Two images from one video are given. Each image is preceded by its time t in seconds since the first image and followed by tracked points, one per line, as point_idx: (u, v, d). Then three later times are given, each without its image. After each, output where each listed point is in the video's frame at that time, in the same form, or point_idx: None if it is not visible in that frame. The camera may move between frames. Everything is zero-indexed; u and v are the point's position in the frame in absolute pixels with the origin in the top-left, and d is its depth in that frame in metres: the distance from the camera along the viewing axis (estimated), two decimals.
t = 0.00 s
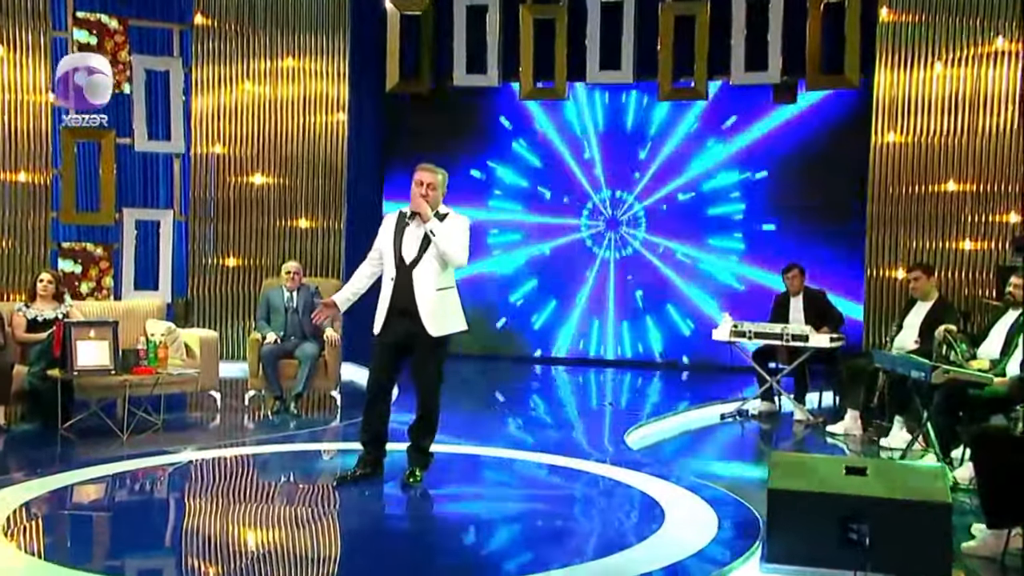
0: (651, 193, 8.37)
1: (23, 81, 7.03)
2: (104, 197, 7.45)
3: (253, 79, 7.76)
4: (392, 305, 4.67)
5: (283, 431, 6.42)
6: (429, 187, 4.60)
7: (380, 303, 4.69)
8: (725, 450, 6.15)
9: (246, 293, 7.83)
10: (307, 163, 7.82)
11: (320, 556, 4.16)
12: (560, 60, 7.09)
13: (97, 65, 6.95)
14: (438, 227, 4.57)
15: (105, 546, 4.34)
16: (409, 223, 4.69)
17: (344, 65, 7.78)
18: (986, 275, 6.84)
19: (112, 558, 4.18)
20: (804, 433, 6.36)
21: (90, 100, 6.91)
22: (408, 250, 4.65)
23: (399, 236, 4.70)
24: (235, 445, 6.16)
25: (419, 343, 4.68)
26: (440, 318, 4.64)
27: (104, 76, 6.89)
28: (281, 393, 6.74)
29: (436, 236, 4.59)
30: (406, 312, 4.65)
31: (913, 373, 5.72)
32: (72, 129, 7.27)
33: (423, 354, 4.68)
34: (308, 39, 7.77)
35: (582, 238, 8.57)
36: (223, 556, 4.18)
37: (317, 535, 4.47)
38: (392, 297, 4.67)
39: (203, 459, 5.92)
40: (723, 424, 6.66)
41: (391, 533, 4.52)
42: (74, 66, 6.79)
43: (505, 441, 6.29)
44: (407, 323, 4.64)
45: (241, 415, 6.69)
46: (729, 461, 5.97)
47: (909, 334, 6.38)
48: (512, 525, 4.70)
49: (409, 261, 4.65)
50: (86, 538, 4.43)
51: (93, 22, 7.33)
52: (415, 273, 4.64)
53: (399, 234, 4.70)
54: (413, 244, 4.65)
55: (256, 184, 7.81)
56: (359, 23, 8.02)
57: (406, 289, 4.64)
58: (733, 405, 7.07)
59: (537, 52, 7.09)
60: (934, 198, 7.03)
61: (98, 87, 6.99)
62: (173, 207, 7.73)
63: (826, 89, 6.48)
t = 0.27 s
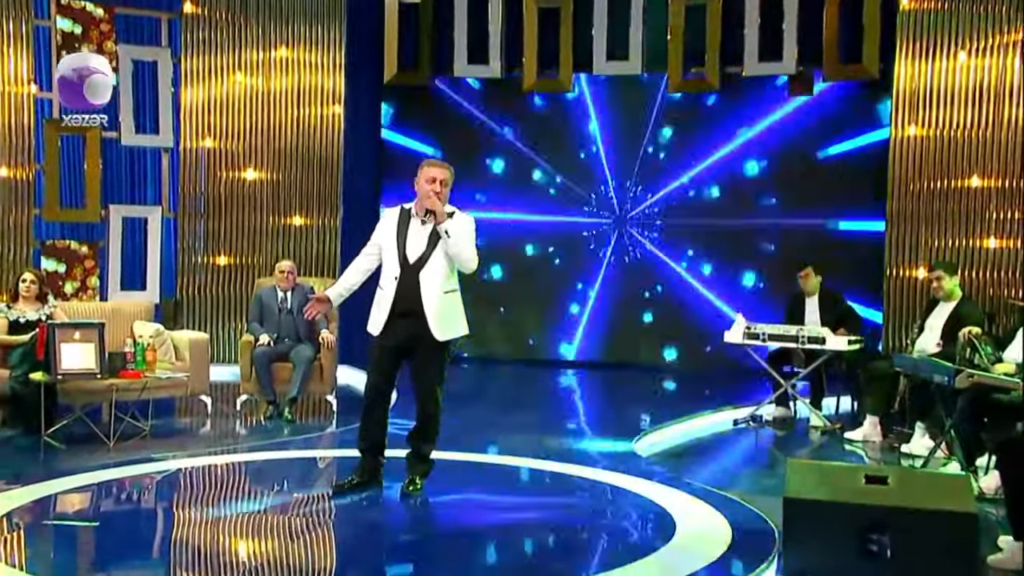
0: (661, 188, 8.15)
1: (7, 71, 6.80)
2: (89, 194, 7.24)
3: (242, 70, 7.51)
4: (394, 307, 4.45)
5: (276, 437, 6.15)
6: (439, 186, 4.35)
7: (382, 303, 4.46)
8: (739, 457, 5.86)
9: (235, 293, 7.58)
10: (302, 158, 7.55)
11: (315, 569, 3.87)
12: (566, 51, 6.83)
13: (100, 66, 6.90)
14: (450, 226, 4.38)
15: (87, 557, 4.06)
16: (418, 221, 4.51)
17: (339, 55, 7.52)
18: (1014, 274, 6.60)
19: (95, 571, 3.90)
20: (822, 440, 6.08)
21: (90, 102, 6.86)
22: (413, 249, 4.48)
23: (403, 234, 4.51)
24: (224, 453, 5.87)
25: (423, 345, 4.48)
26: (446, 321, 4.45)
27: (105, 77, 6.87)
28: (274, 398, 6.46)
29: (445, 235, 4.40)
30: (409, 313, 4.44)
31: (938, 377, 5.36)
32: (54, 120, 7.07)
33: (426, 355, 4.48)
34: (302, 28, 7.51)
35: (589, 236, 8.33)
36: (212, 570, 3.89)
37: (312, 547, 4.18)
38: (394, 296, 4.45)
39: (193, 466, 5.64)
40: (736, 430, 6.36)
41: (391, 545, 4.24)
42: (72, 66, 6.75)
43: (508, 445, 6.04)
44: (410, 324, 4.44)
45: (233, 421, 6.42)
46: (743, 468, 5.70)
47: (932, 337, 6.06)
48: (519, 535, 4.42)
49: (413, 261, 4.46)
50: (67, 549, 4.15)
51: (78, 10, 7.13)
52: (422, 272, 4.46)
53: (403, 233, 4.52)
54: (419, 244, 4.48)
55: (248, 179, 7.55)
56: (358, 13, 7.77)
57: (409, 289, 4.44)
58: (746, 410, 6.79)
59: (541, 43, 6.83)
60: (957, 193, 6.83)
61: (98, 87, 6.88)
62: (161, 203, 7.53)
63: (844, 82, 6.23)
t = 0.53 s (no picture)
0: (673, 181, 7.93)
1: None
2: (71, 188, 7.01)
3: (233, 58, 7.26)
4: (397, 307, 4.23)
5: (268, 445, 5.83)
6: (444, 179, 4.18)
7: (383, 304, 4.24)
8: (757, 465, 5.54)
9: (225, 292, 7.30)
10: (295, 152, 7.26)
11: None
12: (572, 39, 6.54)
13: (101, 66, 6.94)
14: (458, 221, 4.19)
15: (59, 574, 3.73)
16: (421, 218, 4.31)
17: (335, 43, 7.22)
18: None
19: None
20: (844, 447, 5.76)
21: (91, 103, 6.96)
22: (418, 247, 4.27)
23: (407, 231, 4.30)
24: (213, 461, 5.55)
25: (427, 347, 4.26)
26: (453, 322, 4.25)
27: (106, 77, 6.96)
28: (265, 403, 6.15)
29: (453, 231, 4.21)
30: (412, 313, 4.24)
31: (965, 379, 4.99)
32: (33, 111, 6.87)
33: (432, 354, 4.27)
34: (295, 15, 7.24)
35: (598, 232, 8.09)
36: None
37: (305, 563, 3.86)
38: (398, 297, 4.23)
39: (182, 475, 5.32)
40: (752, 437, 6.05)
41: (389, 560, 3.91)
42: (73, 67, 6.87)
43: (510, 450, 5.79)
44: (412, 326, 4.23)
45: (223, 427, 6.10)
46: (764, 476, 5.38)
47: (960, 339, 5.74)
48: (528, 549, 4.11)
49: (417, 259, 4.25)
50: (43, 563, 3.84)
51: None
52: (428, 272, 4.24)
53: (406, 229, 4.30)
54: (423, 241, 4.28)
55: (241, 174, 7.27)
56: None
57: (413, 289, 4.22)
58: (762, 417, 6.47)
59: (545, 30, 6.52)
60: (986, 189, 6.64)
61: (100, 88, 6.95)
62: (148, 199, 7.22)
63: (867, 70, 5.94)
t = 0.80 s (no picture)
0: (688, 175, 7.69)
1: None
2: (53, 182, 6.69)
3: (224, 45, 7.06)
4: (398, 306, 3.92)
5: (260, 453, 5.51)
6: (444, 170, 3.91)
7: (384, 304, 3.95)
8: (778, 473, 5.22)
9: (213, 292, 7.11)
10: (287, 145, 7.05)
11: None
12: (580, 27, 6.24)
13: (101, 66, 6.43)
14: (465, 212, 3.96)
15: None
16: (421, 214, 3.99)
17: (330, 31, 7.00)
18: None
19: None
20: (870, 453, 5.45)
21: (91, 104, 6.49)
22: (421, 243, 3.96)
23: (408, 226, 3.98)
24: (201, 469, 5.23)
25: (424, 352, 3.94)
26: (462, 320, 3.96)
27: (106, 77, 6.45)
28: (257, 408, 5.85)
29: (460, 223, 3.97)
30: (416, 313, 3.94)
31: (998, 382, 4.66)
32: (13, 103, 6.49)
33: (427, 357, 3.95)
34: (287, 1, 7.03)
35: (609, 227, 7.87)
36: None
37: None
38: (399, 296, 3.93)
39: (168, 484, 4.99)
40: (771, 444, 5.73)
41: None
42: (74, 66, 6.38)
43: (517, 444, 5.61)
44: (408, 329, 3.93)
45: (212, 433, 5.80)
46: (788, 486, 5.05)
47: (991, 341, 5.43)
48: (540, 564, 3.78)
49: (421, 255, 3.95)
50: None
51: None
52: (434, 268, 3.94)
53: (408, 223, 3.98)
54: (426, 236, 3.96)
55: (231, 166, 7.08)
56: None
57: (414, 288, 3.92)
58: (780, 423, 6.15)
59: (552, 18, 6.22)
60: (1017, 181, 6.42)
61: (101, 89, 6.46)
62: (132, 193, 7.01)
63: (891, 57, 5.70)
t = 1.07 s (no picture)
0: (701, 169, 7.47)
1: None
2: (34, 177, 6.43)
3: (213, 32, 6.81)
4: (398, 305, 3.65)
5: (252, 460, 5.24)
6: (445, 162, 3.65)
7: (382, 304, 3.68)
8: (799, 483, 4.94)
9: (201, 292, 6.86)
10: (280, 137, 6.80)
11: None
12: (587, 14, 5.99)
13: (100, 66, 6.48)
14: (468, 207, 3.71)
15: None
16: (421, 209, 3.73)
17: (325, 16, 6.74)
18: None
19: None
20: (894, 462, 5.17)
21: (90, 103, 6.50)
22: (422, 239, 3.69)
23: (407, 222, 3.71)
24: (189, 479, 4.95)
25: (424, 354, 3.68)
26: (466, 320, 3.69)
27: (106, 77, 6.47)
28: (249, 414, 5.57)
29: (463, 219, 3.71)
30: (416, 312, 3.67)
31: None
32: None
33: (427, 359, 3.69)
34: None
35: (616, 221, 7.67)
36: None
37: None
38: (398, 295, 3.66)
39: (155, 493, 4.71)
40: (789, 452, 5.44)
41: None
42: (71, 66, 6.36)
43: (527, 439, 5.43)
44: (408, 329, 3.66)
45: (201, 441, 5.52)
46: (811, 495, 4.76)
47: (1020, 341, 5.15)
48: None
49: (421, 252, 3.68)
50: None
51: None
52: (436, 265, 3.67)
53: (406, 218, 3.71)
54: (427, 232, 3.70)
55: (220, 159, 6.84)
56: None
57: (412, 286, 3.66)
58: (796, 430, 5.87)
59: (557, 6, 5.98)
60: None
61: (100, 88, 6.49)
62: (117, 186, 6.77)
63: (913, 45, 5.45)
